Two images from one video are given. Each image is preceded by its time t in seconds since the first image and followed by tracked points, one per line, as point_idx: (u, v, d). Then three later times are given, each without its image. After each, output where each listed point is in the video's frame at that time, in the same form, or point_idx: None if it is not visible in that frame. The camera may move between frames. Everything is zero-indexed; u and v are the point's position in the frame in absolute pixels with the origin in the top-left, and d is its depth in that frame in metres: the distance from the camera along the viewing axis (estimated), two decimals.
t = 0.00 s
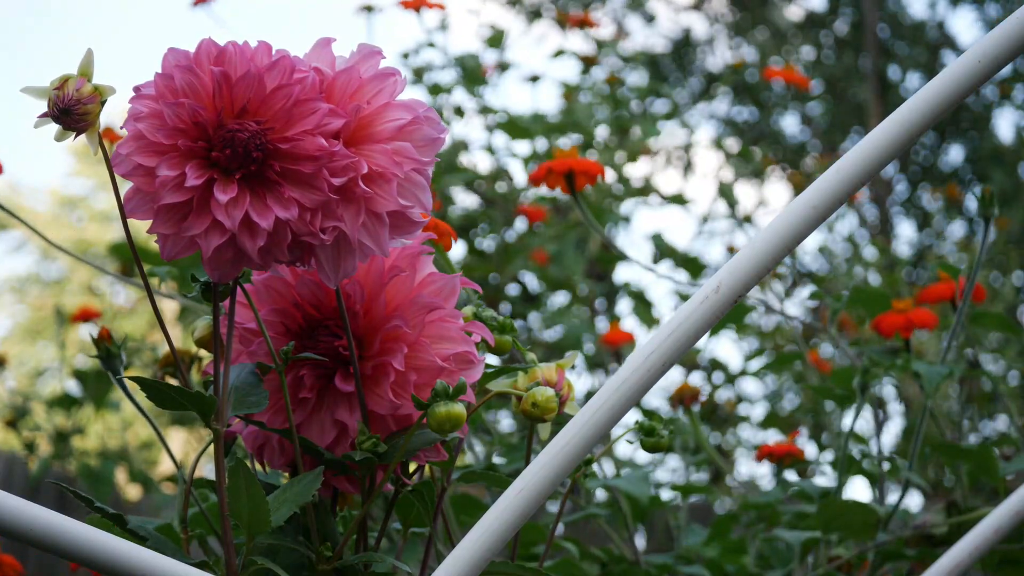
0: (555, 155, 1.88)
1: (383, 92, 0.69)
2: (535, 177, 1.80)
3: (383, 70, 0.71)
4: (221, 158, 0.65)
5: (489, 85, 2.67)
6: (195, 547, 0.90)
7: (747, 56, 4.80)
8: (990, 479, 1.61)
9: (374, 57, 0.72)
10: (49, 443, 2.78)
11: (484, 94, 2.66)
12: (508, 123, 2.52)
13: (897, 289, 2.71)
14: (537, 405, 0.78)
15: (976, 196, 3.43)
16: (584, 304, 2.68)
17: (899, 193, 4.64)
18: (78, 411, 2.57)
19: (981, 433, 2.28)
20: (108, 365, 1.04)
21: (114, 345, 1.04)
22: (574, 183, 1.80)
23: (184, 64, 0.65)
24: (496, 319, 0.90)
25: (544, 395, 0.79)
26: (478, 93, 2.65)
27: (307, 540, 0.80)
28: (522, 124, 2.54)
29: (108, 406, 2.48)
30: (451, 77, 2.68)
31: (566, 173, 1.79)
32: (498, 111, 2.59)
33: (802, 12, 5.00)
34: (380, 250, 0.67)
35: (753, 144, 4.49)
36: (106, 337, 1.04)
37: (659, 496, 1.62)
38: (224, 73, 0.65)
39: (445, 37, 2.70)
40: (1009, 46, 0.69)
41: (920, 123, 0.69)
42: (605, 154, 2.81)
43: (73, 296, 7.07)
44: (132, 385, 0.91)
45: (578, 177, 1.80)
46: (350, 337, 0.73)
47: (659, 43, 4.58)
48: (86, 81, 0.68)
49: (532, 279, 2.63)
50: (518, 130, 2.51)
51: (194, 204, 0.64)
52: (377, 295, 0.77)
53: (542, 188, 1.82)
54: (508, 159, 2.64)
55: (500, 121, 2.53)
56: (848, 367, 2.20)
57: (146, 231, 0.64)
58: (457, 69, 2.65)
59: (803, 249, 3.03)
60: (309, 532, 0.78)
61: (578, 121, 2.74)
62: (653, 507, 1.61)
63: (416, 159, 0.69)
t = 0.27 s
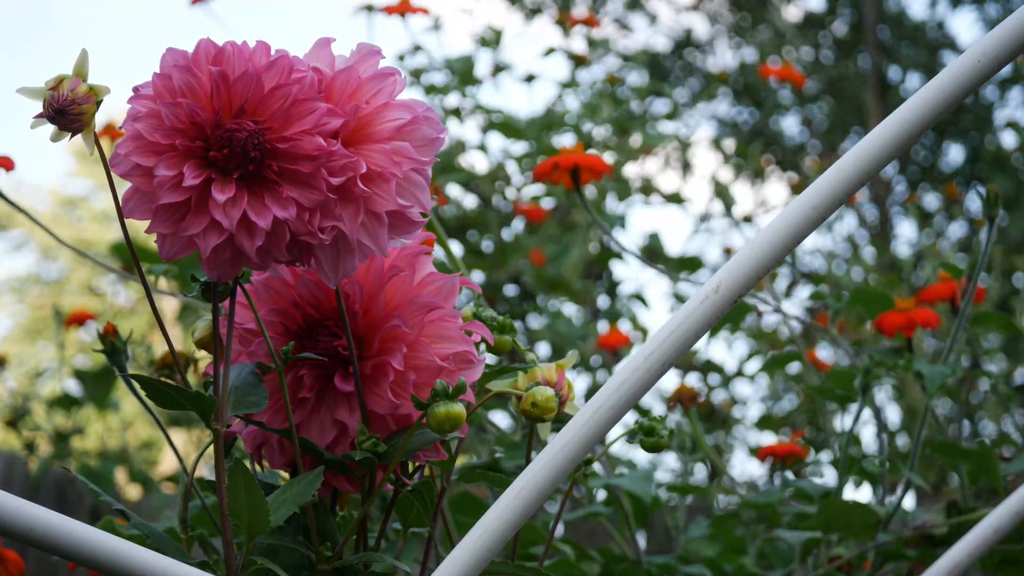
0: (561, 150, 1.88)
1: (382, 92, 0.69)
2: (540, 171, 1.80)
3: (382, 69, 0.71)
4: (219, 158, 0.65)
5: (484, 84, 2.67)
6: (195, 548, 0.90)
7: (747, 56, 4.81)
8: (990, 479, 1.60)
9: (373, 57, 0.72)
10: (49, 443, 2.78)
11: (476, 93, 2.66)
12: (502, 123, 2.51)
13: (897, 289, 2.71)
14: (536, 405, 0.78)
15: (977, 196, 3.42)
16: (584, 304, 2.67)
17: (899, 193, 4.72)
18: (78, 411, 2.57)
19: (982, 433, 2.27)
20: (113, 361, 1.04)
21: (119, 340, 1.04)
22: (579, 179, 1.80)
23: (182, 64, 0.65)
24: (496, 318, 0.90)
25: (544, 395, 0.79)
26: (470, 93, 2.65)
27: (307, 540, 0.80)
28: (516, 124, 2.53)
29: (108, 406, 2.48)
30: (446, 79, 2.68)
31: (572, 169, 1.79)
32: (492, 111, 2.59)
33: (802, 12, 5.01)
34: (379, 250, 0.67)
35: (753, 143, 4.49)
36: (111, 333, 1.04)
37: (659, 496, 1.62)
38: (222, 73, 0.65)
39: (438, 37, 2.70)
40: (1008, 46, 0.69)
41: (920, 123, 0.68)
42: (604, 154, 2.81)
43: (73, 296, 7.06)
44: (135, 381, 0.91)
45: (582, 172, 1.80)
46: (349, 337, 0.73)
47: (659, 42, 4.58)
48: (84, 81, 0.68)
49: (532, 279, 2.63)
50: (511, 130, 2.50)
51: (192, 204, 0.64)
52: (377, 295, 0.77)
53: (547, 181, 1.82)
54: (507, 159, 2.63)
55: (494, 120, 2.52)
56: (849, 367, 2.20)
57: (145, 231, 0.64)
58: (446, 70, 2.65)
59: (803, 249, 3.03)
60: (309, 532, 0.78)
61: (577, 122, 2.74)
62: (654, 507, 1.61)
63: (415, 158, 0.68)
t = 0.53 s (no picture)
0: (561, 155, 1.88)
1: (381, 92, 0.69)
2: (540, 176, 1.80)
3: (381, 69, 0.71)
4: (219, 158, 0.65)
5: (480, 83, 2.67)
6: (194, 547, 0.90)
7: (746, 56, 4.81)
8: (991, 479, 1.60)
9: (372, 57, 0.72)
10: (49, 443, 2.78)
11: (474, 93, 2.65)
12: (499, 123, 2.51)
13: (897, 290, 2.71)
14: (536, 405, 0.78)
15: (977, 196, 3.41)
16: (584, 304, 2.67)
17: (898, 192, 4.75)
18: (78, 412, 2.57)
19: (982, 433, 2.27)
20: (95, 365, 1.03)
21: (100, 344, 1.04)
22: (578, 184, 1.80)
23: (181, 64, 0.65)
24: (496, 318, 0.89)
25: (543, 395, 0.78)
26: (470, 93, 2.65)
27: (307, 539, 0.79)
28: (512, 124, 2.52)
29: (107, 406, 2.48)
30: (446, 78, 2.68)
31: (570, 175, 1.79)
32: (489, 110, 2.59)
33: (801, 13, 5.01)
34: (379, 250, 0.67)
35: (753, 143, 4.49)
36: (93, 338, 1.03)
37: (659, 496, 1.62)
38: (221, 73, 0.65)
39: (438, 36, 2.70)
40: (1008, 46, 0.69)
41: (920, 123, 0.68)
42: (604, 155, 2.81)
43: (73, 296, 7.06)
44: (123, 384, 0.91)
45: (581, 178, 1.80)
46: (349, 337, 0.73)
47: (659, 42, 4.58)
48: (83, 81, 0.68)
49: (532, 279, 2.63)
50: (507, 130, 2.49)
51: (191, 204, 0.64)
52: (376, 295, 0.77)
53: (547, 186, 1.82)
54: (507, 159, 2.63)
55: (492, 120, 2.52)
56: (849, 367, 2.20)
57: (145, 231, 0.64)
58: (446, 71, 2.65)
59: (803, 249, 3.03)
60: (309, 532, 0.78)
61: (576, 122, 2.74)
62: (654, 507, 1.61)
63: (414, 158, 0.68)
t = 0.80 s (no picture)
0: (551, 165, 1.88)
1: (382, 91, 0.69)
2: (533, 184, 1.80)
3: (382, 69, 0.71)
4: (219, 158, 0.65)
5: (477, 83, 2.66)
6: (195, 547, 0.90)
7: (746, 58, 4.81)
8: (990, 479, 1.60)
9: (373, 57, 0.72)
10: (49, 443, 2.77)
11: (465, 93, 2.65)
12: (489, 121, 2.51)
13: (897, 290, 2.71)
14: (536, 405, 0.78)
15: (977, 197, 3.40)
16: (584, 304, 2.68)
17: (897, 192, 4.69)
18: (78, 412, 2.57)
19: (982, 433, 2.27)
20: (92, 366, 1.03)
21: (97, 345, 1.04)
22: (571, 192, 1.80)
23: (182, 64, 0.65)
24: (496, 319, 0.89)
25: (544, 395, 0.79)
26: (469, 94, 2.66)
27: (307, 539, 0.79)
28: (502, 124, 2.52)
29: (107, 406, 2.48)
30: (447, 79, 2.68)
31: (562, 183, 1.79)
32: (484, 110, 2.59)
33: (800, 14, 5.02)
34: (379, 250, 0.67)
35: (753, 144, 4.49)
36: (88, 338, 1.03)
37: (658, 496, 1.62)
38: (222, 73, 0.65)
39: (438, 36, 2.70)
40: (1008, 46, 0.69)
41: (920, 124, 0.68)
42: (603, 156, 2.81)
43: (74, 296, 7.06)
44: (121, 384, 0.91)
45: (575, 183, 1.80)
46: (349, 337, 0.73)
47: (658, 43, 4.58)
48: (85, 80, 0.68)
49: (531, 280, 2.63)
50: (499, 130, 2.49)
51: (192, 204, 0.64)
52: (377, 295, 0.77)
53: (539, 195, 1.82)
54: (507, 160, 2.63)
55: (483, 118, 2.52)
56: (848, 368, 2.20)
57: (146, 230, 0.64)
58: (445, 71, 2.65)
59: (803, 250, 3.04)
60: (309, 531, 0.78)
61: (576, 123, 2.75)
62: (653, 508, 1.61)
63: (415, 158, 0.69)
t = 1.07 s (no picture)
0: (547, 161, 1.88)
1: (382, 92, 0.69)
2: (527, 183, 1.81)
3: (382, 69, 0.71)
4: (219, 158, 0.65)
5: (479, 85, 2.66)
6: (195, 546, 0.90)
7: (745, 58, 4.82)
8: (988, 478, 1.60)
9: (373, 57, 0.72)
10: (49, 443, 2.77)
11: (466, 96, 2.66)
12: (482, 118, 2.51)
13: (897, 290, 2.71)
14: (537, 405, 0.78)
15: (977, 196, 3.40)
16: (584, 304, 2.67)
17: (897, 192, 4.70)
18: (77, 412, 2.57)
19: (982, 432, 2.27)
20: (95, 365, 1.03)
21: (100, 344, 1.04)
22: (565, 189, 1.80)
23: (181, 65, 0.65)
24: (496, 319, 0.90)
25: (544, 395, 0.79)
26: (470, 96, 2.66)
27: (307, 539, 0.79)
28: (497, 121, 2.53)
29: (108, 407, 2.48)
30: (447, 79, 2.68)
31: (558, 181, 1.79)
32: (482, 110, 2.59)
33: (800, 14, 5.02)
34: (379, 251, 0.67)
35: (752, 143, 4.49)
36: (91, 336, 1.04)
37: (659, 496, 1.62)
38: (222, 73, 0.65)
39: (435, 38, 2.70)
40: (1007, 46, 0.69)
41: (919, 124, 0.69)
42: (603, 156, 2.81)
43: (74, 296, 7.07)
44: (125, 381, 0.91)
45: (568, 183, 1.80)
46: (349, 337, 0.73)
47: (658, 43, 4.59)
48: (84, 81, 0.68)
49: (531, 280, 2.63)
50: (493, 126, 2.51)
51: (192, 204, 0.64)
52: (377, 295, 0.77)
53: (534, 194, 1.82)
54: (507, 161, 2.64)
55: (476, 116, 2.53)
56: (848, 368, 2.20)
57: (144, 231, 0.64)
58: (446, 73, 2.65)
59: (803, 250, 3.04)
60: (309, 532, 0.78)
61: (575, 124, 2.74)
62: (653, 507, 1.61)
63: (415, 159, 0.69)
